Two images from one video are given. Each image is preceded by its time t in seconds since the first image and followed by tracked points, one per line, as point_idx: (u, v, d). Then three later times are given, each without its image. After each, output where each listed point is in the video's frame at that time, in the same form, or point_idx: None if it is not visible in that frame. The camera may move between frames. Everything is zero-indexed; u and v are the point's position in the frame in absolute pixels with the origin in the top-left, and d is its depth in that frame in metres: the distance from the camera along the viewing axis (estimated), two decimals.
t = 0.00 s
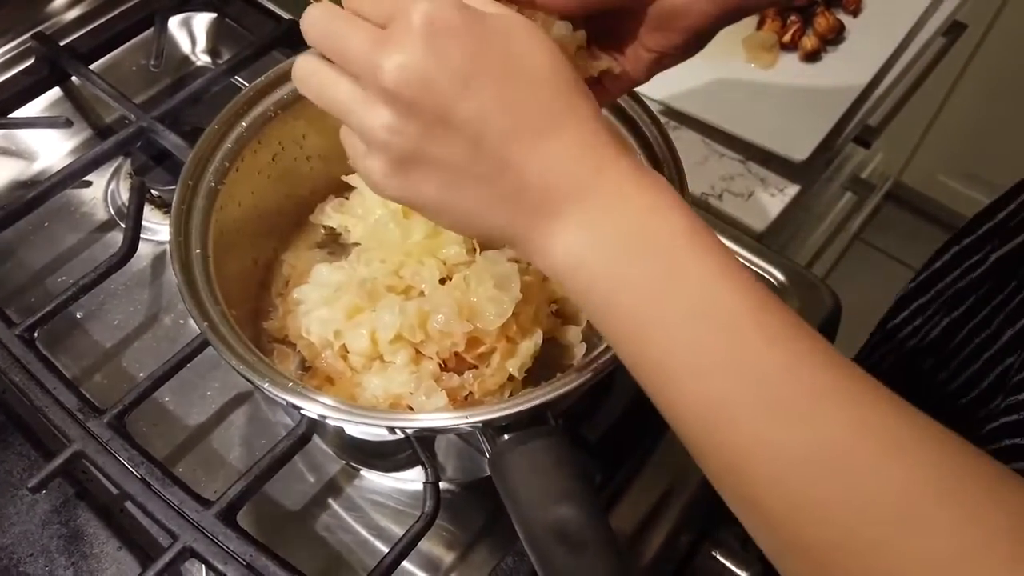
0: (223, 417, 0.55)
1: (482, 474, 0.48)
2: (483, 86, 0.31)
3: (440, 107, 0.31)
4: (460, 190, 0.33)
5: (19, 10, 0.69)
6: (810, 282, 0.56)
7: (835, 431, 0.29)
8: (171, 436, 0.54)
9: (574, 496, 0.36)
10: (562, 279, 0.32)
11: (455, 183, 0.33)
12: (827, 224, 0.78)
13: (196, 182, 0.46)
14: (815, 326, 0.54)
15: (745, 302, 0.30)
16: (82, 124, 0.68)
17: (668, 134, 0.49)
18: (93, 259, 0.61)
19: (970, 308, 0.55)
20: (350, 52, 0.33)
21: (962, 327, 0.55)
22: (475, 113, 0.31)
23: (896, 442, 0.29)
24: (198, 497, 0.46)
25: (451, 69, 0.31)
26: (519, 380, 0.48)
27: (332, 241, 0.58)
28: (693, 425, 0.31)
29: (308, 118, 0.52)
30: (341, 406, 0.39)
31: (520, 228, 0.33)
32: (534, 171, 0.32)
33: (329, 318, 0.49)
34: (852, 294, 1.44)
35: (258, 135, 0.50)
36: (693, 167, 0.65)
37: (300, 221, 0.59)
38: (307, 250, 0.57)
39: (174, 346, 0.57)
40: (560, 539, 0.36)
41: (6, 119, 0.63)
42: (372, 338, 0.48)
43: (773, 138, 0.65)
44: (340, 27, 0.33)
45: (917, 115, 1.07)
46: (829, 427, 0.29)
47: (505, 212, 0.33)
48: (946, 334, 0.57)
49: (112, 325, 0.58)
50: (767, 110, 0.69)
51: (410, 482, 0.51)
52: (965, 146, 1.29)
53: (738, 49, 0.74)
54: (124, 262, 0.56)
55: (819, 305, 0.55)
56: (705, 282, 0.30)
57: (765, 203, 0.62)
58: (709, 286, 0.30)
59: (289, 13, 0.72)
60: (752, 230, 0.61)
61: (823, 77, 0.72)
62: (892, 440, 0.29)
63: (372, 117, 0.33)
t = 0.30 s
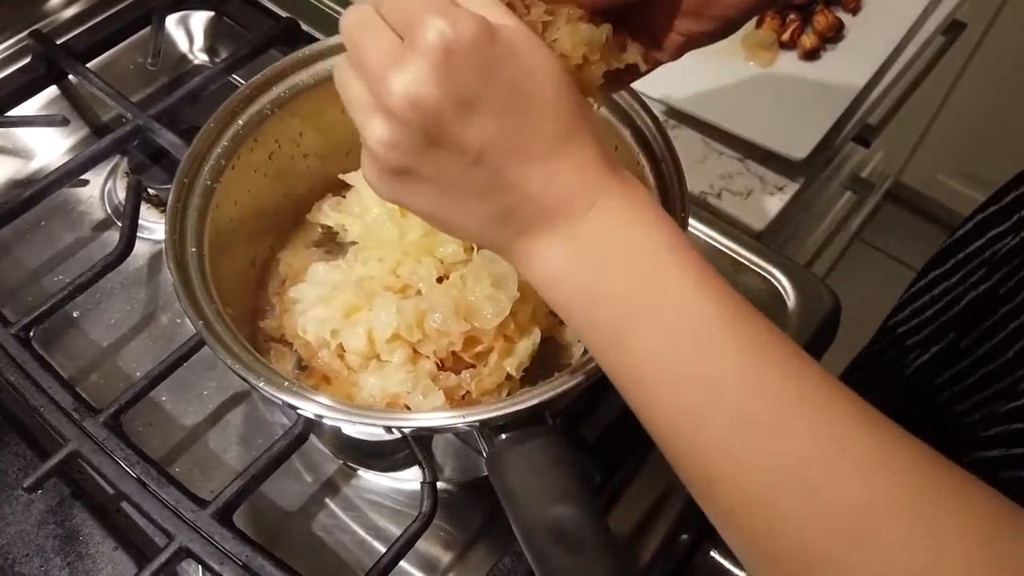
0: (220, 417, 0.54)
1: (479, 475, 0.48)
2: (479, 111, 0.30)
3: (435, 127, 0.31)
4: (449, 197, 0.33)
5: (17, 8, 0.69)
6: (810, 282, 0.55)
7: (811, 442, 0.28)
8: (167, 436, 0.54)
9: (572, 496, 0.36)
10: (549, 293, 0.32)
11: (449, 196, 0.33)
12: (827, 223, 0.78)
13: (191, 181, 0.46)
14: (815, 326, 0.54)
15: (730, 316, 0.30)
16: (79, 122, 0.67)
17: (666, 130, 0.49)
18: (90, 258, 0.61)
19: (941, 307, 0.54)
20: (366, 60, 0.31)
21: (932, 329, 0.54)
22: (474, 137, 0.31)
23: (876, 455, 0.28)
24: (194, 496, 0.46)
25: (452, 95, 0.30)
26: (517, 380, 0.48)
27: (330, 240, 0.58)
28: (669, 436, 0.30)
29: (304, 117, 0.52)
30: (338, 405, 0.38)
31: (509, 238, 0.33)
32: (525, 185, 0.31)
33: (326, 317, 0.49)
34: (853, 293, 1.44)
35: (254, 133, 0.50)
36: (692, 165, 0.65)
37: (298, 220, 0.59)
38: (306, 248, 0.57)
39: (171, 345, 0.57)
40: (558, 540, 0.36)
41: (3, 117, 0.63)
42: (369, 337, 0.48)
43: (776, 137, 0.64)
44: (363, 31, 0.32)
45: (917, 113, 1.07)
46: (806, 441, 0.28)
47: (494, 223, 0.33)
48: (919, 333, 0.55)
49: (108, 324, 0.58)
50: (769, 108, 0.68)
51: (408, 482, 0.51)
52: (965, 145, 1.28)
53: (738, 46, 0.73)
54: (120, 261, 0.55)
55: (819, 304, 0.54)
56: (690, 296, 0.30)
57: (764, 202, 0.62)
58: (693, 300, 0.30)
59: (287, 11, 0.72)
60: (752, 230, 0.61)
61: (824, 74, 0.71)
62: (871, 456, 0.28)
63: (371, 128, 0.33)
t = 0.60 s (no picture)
0: (217, 417, 0.54)
1: (477, 475, 0.48)
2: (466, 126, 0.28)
3: (417, 141, 0.28)
4: (427, 222, 0.31)
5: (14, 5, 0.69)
6: (810, 282, 0.55)
7: (812, 451, 0.28)
8: (164, 435, 0.53)
9: (570, 497, 0.36)
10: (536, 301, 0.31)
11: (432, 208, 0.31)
12: (825, 224, 0.78)
13: (187, 179, 0.46)
14: (815, 326, 0.53)
15: (722, 326, 0.29)
16: (76, 120, 0.67)
17: (664, 126, 0.48)
18: (86, 257, 0.61)
19: (943, 311, 0.53)
20: (352, 63, 0.29)
21: (935, 331, 0.54)
22: (457, 149, 0.28)
23: (878, 459, 0.28)
24: (190, 497, 0.46)
25: (437, 108, 0.27)
26: (515, 379, 0.47)
27: (327, 239, 0.57)
28: (664, 444, 0.30)
29: (301, 114, 0.52)
30: (335, 405, 0.38)
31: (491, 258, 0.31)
32: (513, 200, 0.29)
33: (323, 316, 0.49)
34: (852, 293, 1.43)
35: (251, 131, 0.49)
36: (692, 164, 0.64)
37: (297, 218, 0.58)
38: (303, 246, 0.57)
39: (168, 344, 0.57)
40: (556, 541, 0.35)
41: None
42: (366, 336, 0.48)
43: (775, 135, 0.64)
44: (359, 34, 0.29)
45: (917, 113, 1.06)
46: (806, 454, 0.28)
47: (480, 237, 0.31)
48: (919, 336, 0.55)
49: (105, 323, 0.58)
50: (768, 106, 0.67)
51: (406, 482, 0.51)
52: (965, 145, 1.28)
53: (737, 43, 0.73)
54: (117, 259, 0.55)
55: (819, 305, 0.54)
56: (688, 310, 0.29)
57: (764, 201, 0.62)
58: (691, 313, 0.29)
59: (285, 9, 0.71)
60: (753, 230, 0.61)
61: (824, 72, 0.70)
62: (873, 459, 0.28)
63: (354, 134, 0.29)
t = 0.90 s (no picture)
0: (219, 420, 0.54)
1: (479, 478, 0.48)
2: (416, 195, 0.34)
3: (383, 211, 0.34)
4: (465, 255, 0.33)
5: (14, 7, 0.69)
6: (813, 284, 0.55)
7: (821, 430, 0.29)
8: (166, 438, 0.53)
9: (574, 501, 0.36)
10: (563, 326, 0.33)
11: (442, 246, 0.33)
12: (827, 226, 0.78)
13: (189, 182, 0.46)
14: (819, 329, 0.53)
15: (752, 330, 0.30)
16: (77, 122, 0.67)
17: (665, 129, 0.48)
18: (87, 260, 0.61)
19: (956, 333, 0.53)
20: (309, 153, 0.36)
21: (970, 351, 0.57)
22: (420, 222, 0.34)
23: (902, 457, 0.29)
24: (192, 500, 0.46)
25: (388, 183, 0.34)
26: (516, 383, 0.48)
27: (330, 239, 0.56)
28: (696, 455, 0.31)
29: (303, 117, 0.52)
30: (338, 408, 0.38)
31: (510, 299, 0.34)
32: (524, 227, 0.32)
33: (326, 318, 0.49)
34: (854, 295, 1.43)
35: (253, 134, 0.49)
36: (694, 166, 0.64)
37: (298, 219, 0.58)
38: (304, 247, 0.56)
39: (170, 347, 0.57)
40: (559, 545, 0.35)
41: None
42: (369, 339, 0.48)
43: (775, 138, 0.64)
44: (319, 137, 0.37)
45: (918, 114, 1.06)
46: (834, 446, 0.29)
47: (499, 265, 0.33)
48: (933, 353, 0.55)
49: (106, 326, 0.57)
50: (769, 109, 0.68)
51: (408, 485, 0.51)
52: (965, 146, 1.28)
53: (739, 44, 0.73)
54: (118, 262, 0.55)
55: (823, 309, 0.54)
56: (719, 314, 0.30)
57: (765, 203, 0.62)
58: (722, 314, 0.30)
59: (286, 11, 0.71)
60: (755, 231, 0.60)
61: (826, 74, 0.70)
62: (889, 454, 0.29)
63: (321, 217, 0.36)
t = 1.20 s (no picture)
0: (221, 421, 0.54)
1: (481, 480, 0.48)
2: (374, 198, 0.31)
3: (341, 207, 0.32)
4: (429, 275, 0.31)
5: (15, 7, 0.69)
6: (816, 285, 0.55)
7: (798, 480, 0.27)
8: (167, 439, 0.53)
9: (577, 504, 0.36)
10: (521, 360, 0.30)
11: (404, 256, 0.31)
12: (829, 226, 0.77)
13: (191, 183, 0.46)
14: (822, 331, 0.53)
15: (731, 380, 0.27)
16: (78, 123, 0.67)
17: (670, 132, 0.48)
18: (89, 261, 0.60)
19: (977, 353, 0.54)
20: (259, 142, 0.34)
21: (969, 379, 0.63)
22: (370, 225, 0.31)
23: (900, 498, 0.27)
24: (194, 502, 0.46)
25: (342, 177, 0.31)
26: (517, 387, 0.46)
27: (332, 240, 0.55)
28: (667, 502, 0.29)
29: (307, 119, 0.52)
30: (340, 410, 0.38)
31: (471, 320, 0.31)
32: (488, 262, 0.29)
33: (327, 319, 0.49)
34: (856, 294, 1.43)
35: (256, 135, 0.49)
36: (697, 167, 0.64)
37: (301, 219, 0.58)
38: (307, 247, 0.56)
39: (172, 348, 0.57)
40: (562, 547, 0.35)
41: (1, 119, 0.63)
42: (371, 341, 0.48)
43: (778, 139, 0.64)
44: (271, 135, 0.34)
45: (919, 115, 1.06)
46: (818, 501, 0.27)
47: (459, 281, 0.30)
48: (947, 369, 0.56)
49: (107, 327, 0.57)
50: (772, 109, 0.67)
51: (411, 486, 0.51)
52: (967, 147, 1.28)
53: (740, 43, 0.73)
54: (120, 263, 0.55)
55: (827, 310, 0.54)
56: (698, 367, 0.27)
57: (769, 205, 0.62)
58: (699, 363, 0.27)
59: (287, 11, 0.71)
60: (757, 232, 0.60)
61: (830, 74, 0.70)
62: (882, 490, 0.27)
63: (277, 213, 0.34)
